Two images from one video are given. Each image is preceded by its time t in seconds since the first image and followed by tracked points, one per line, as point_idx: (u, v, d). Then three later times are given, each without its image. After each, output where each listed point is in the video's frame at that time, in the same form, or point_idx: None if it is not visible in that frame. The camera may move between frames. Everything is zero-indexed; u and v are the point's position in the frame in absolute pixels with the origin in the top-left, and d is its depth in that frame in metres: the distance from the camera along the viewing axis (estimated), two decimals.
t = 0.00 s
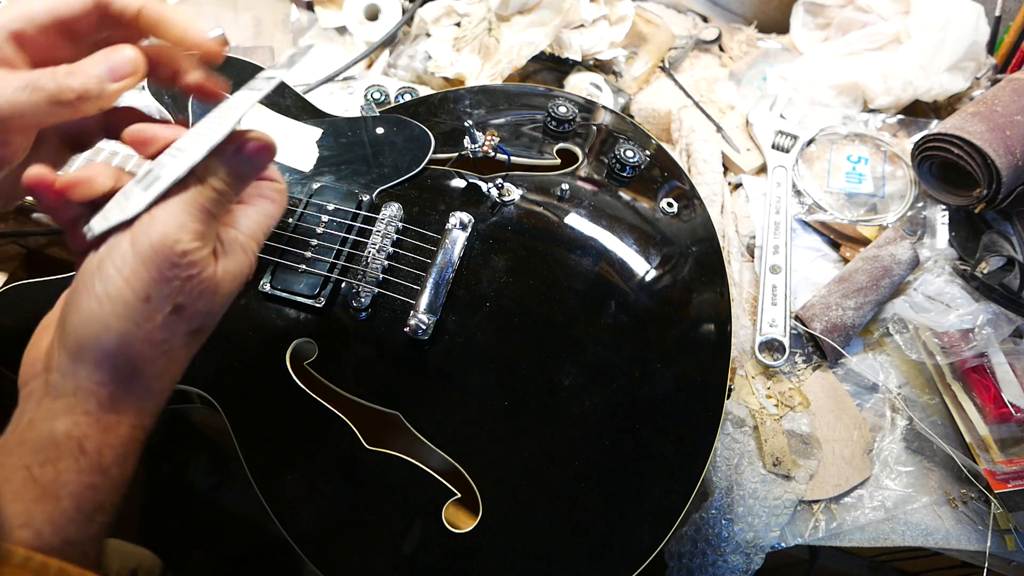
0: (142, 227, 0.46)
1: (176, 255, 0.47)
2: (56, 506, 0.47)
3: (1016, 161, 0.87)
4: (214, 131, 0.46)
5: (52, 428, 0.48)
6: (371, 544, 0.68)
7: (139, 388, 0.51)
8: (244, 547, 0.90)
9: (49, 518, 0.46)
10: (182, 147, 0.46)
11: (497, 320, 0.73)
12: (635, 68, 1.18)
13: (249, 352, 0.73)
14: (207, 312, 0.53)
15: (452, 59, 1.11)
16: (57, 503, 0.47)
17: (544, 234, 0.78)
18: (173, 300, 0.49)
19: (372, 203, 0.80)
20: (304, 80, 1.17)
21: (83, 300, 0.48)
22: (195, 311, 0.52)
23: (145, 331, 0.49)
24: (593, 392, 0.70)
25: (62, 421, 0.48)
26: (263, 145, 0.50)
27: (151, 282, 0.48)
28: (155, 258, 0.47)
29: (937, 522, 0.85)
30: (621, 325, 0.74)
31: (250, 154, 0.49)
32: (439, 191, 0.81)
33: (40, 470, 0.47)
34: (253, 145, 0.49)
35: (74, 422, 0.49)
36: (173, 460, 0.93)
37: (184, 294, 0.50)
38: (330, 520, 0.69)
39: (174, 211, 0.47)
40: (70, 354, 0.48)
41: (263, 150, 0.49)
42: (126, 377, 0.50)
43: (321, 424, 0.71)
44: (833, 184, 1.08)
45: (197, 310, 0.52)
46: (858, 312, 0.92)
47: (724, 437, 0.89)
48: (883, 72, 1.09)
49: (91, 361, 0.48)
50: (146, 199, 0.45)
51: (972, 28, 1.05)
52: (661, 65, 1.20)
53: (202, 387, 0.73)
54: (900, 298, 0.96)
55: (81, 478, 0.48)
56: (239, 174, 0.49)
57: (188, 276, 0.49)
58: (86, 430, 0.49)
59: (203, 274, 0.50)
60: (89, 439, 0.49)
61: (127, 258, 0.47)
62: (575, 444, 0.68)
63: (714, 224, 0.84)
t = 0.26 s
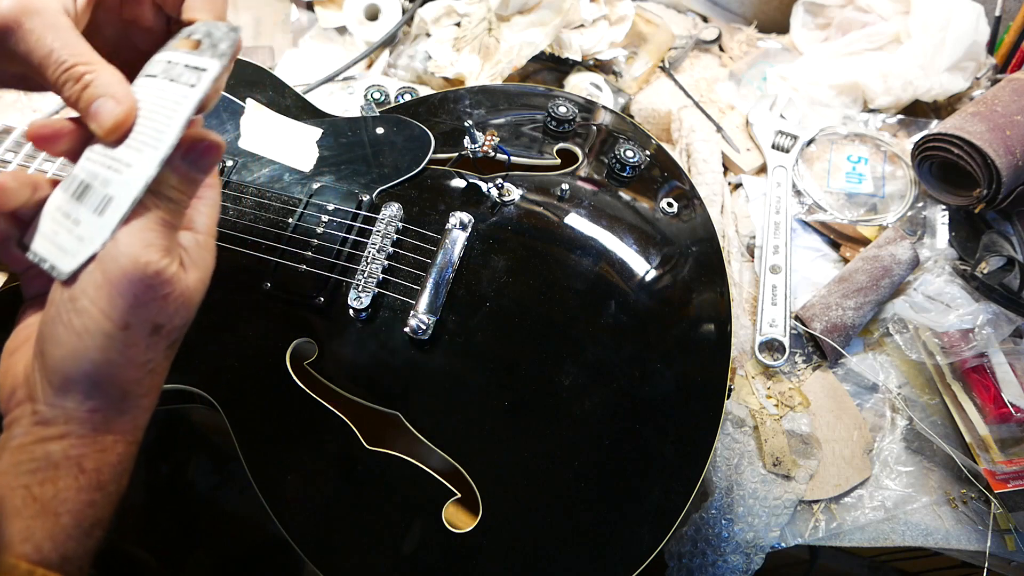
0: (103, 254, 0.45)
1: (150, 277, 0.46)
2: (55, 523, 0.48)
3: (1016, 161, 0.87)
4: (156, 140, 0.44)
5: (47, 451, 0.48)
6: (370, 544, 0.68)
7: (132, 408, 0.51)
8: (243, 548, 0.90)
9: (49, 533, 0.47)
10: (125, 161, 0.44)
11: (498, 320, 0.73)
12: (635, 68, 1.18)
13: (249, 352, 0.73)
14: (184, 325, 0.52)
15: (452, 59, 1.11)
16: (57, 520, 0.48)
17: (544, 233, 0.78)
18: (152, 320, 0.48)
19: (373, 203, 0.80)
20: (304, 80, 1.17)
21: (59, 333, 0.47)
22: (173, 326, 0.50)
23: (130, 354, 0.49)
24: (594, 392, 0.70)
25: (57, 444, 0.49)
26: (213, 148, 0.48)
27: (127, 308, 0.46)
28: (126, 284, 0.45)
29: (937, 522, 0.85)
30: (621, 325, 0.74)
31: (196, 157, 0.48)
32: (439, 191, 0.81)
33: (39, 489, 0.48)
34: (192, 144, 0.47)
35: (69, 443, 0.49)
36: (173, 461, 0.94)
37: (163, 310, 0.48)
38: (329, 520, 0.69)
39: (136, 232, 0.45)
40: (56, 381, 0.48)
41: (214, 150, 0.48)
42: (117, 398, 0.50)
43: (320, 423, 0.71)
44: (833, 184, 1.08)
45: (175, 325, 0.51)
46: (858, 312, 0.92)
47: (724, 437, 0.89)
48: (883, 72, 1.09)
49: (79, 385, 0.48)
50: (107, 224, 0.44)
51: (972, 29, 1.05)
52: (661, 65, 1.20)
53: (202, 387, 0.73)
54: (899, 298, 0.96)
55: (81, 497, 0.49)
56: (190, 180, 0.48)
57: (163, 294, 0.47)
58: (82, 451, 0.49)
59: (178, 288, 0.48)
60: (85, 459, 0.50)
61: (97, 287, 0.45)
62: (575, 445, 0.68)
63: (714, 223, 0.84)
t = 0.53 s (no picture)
0: (100, 272, 0.47)
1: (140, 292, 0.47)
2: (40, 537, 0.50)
3: (1016, 161, 0.87)
4: (151, 166, 0.46)
5: (33, 463, 0.50)
6: (370, 545, 0.68)
7: (119, 421, 0.53)
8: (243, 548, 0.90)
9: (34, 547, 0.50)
10: (125, 186, 0.47)
11: (498, 320, 0.73)
12: (635, 68, 1.18)
13: (250, 352, 0.73)
14: (172, 341, 0.53)
15: (452, 59, 1.11)
16: (41, 534, 0.50)
17: (544, 233, 0.78)
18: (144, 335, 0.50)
19: (373, 203, 0.80)
20: (304, 80, 1.17)
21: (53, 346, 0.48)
22: (162, 342, 0.52)
23: (116, 370, 0.50)
24: (593, 392, 0.70)
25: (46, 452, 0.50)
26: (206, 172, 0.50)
27: (117, 324, 0.48)
28: (118, 300, 0.47)
29: (937, 522, 0.85)
30: (621, 325, 0.74)
31: (190, 181, 0.49)
32: (439, 191, 0.81)
33: (24, 501, 0.50)
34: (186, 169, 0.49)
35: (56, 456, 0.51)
36: (173, 460, 0.94)
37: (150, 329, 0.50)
38: (329, 521, 0.69)
39: (131, 250, 0.47)
40: (40, 397, 0.49)
41: (206, 173, 0.50)
42: (104, 413, 0.52)
43: (321, 424, 0.71)
44: (833, 184, 1.08)
45: (163, 342, 0.52)
46: (858, 312, 0.92)
47: (724, 437, 0.89)
48: (883, 72, 1.09)
49: (64, 401, 0.50)
50: (104, 243, 0.47)
51: (972, 28, 1.05)
52: (661, 65, 1.20)
53: (202, 387, 0.73)
54: (900, 298, 0.96)
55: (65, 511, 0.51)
56: (184, 203, 0.50)
57: (154, 310, 0.49)
58: (67, 464, 0.51)
59: (169, 305, 0.50)
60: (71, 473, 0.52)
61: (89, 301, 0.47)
62: (575, 445, 0.68)
63: (714, 224, 0.84)
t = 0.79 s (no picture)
0: (94, 294, 0.47)
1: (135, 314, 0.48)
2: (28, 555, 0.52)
3: (1016, 161, 0.87)
4: (149, 193, 0.46)
5: (23, 483, 0.52)
6: (369, 546, 0.68)
7: (108, 442, 0.55)
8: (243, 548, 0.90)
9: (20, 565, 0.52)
10: (122, 214, 0.47)
11: (498, 320, 0.73)
12: (635, 68, 1.18)
13: (249, 352, 0.73)
14: (166, 363, 0.54)
15: (452, 59, 1.11)
16: (30, 553, 0.52)
17: (544, 234, 0.78)
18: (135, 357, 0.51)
19: (372, 203, 0.80)
20: (304, 80, 1.17)
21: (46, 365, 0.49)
22: (154, 364, 0.53)
23: (108, 392, 0.52)
24: (593, 392, 0.70)
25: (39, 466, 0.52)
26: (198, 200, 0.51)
27: (110, 346, 0.49)
28: (113, 322, 0.48)
29: (937, 523, 0.85)
30: (621, 325, 0.74)
31: (184, 208, 0.50)
32: (439, 191, 0.81)
33: (12, 521, 0.52)
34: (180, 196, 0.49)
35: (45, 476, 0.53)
36: (173, 460, 0.94)
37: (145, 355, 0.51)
38: (329, 521, 0.69)
39: (125, 274, 0.48)
40: (34, 417, 0.51)
41: (201, 200, 0.50)
42: (95, 433, 0.54)
43: (321, 424, 0.71)
44: (833, 184, 1.08)
45: (155, 364, 0.53)
46: (858, 313, 0.92)
47: (724, 437, 0.89)
48: (883, 72, 1.09)
49: (55, 422, 0.51)
50: (100, 268, 0.46)
51: (972, 28, 1.05)
52: (661, 65, 1.20)
53: (201, 387, 0.73)
54: (900, 298, 0.96)
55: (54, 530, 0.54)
56: (178, 228, 0.51)
57: (147, 333, 0.50)
58: (57, 483, 0.53)
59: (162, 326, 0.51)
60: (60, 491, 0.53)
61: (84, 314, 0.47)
62: (575, 445, 0.68)
63: (714, 223, 0.84)
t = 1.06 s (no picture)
0: (89, 297, 0.47)
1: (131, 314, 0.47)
2: (23, 556, 0.52)
3: (1016, 161, 0.87)
4: (147, 197, 0.46)
5: (16, 484, 0.52)
6: (369, 546, 0.68)
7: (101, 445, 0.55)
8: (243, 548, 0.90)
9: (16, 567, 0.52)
10: (120, 216, 0.47)
11: (498, 320, 0.73)
12: (635, 68, 1.18)
13: (249, 352, 0.73)
14: (159, 369, 0.54)
15: (452, 59, 1.11)
16: (24, 554, 0.52)
17: (544, 234, 0.78)
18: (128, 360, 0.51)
19: (372, 203, 0.80)
20: (304, 80, 1.17)
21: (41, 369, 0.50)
22: (148, 369, 0.53)
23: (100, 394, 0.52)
24: (593, 392, 0.70)
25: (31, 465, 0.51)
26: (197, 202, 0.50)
27: (101, 349, 0.49)
28: (105, 325, 0.47)
29: (937, 523, 0.85)
30: (620, 325, 0.74)
31: (181, 211, 0.49)
32: (439, 191, 0.81)
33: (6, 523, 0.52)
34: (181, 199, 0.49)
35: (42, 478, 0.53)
36: (173, 460, 0.94)
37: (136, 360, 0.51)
38: (329, 521, 0.69)
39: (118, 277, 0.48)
40: (25, 419, 0.51)
41: (197, 203, 0.50)
42: (86, 437, 0.54)
43: (321, 424, 0.71)
44: (833, 184, 1.08)
45: (150, 368, 0.53)
46: (858, 313, 0.92)
47: (724, 437, 0.89)
48: (883, 72, 1.09)
49: (45, 424, 0.51)
50: (97, 270, 0.46)
51: (972, 28, 1.05)
52: (661, 65, 1.20)
53: (201, 387, 0.73)
54: (900, 299, 0.96)
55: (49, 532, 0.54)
56: (175, 231, 0.50)
57: (139, 336, 0.49)
58: (49, 485, 0.53)
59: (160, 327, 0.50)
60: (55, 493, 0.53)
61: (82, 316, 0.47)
62: (575, 445, 0.68)
63: (714, 224, 0.84)
